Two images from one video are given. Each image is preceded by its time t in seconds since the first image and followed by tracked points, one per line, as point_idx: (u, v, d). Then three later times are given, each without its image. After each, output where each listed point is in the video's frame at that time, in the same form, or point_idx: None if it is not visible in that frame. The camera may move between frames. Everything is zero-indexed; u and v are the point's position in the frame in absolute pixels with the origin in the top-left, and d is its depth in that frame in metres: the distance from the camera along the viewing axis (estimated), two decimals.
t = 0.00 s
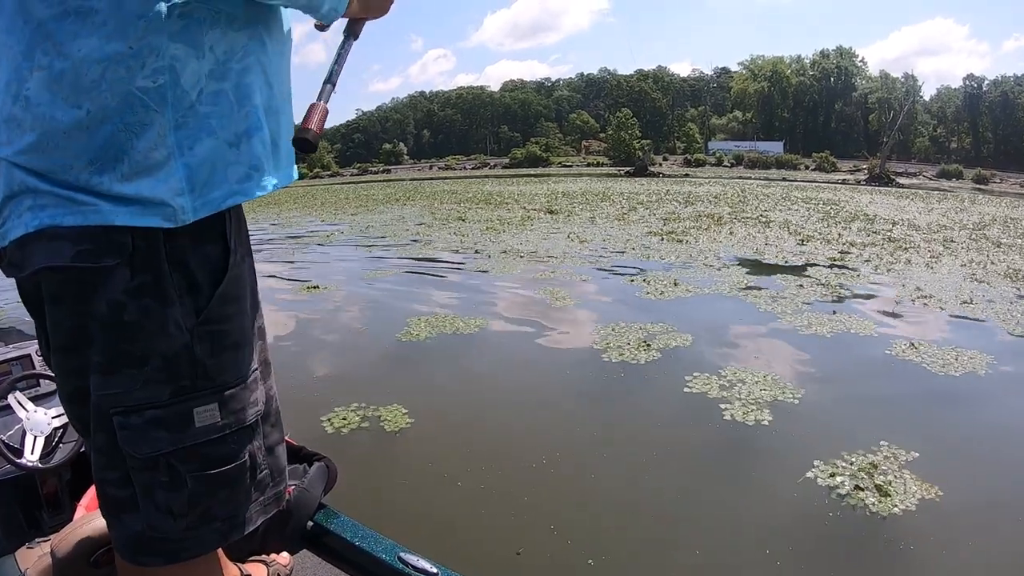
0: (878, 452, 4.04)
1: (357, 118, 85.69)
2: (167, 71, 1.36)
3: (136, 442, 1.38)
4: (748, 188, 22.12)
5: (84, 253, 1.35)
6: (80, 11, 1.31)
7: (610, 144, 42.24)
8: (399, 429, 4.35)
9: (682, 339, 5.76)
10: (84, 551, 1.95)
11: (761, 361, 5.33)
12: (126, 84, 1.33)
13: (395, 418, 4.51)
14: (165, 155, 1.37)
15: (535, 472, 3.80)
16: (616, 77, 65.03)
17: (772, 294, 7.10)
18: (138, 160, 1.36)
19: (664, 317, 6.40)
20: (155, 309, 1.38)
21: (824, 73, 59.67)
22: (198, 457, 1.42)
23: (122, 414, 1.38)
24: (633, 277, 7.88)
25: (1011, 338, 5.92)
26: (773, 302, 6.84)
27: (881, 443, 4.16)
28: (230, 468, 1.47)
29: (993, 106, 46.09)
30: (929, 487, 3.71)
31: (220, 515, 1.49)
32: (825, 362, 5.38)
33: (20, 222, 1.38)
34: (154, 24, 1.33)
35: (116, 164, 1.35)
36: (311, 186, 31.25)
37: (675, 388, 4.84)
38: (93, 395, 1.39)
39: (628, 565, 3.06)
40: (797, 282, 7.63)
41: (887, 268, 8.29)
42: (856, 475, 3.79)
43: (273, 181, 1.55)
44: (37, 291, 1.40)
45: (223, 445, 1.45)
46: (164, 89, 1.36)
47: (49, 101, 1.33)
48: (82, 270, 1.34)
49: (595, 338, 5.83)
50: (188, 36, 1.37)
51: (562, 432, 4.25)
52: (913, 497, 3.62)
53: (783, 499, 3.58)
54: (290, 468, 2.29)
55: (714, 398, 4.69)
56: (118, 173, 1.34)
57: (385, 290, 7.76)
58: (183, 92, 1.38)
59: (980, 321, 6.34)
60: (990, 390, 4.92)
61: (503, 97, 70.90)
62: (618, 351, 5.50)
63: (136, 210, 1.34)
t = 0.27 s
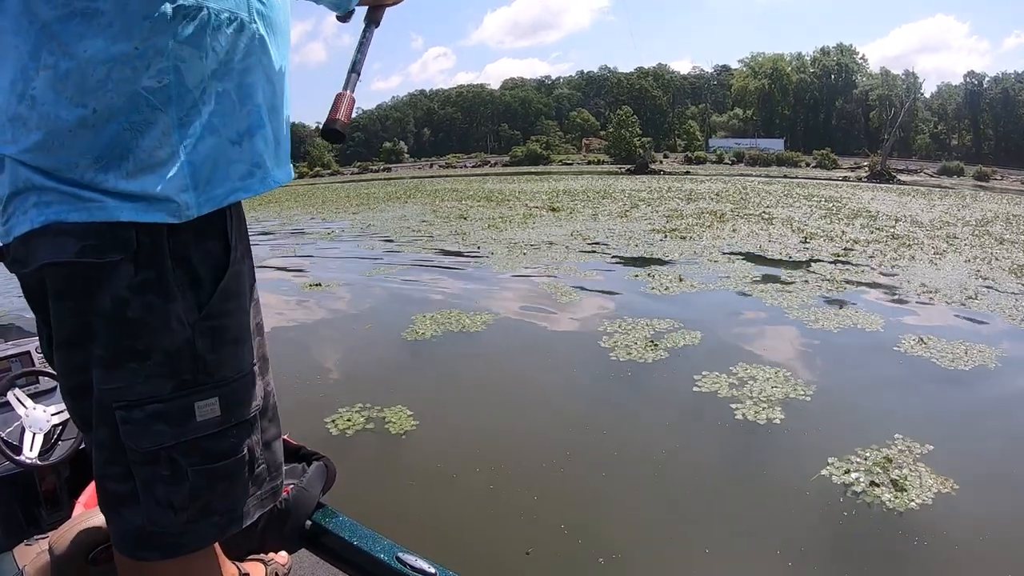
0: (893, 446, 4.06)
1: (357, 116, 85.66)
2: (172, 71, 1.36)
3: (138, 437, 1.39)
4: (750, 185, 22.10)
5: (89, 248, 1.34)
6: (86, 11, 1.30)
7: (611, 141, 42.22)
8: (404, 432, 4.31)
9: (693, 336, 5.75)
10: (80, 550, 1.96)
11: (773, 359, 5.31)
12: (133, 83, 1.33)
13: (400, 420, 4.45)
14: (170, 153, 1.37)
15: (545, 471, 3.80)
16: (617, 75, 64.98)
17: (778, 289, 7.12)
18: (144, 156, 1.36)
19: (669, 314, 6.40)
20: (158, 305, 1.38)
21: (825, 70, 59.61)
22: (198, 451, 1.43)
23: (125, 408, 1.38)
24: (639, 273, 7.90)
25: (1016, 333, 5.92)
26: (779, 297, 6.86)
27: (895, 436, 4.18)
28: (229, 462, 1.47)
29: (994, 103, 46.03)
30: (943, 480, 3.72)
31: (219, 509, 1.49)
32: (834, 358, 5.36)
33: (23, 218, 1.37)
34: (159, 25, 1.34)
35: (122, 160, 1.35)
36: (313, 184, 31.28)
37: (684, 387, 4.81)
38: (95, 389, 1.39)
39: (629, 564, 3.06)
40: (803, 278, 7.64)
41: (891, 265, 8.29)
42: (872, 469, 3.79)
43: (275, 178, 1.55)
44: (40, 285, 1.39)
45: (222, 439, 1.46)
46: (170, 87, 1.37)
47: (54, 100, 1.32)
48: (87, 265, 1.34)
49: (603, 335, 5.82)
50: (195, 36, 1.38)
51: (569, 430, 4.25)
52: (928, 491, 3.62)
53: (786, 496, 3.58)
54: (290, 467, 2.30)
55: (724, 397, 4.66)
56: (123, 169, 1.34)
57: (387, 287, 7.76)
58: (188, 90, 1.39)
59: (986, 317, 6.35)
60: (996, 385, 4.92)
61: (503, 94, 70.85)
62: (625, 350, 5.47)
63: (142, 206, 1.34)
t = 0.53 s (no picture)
0: (902, 449, 4.02)
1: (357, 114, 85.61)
2: (185, 69, 1.37)
3: (141, 432, 1.38)
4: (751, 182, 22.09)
5: (95, 245, 1.34)
6: (99, 10, 1.30)
7: (611, 138, 42.20)
8: (408, 433, 4.29)
9: (698, 337, 5.74)
10: (80, 549, 1.95)
11: (781, 359, 5.28)
12: (146, 81, 1.34)
13: (404, 422, 4.43)
14: (179, 148, 1.38)
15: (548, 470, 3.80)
16: (617, 72, 64.91)
17: (784, 286, 7.13)
18: (152, 151, 1.36)
19: (672, 311, 6.40)
20: (163, 301, 1.38)
21: (825, 67, 59.56)
22: (201, 445, 1.42)
23: (129, 404, 1.38)
24: (643, 271, 7.91)
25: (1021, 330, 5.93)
26: (785, 294, 6.87)
27: (905, 438, 4.16)
28: (231, 457, 1.47)
29: (995, 99, 45.97)
30: (952, 485, 3.67)
31: (220, 504, 1.49)
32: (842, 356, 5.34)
33: (29, 215, 1.36)
34: (173, 25, 1.34)
35: (130, 156, 1.35)
36: (314, 183, 31.28)
37: (692, 388, 4.79)
38: (99, 385, 1.38)
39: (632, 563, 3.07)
40: (807, 275, 7.64)
41: (895, 262, 8.30)
42: (879, 474, 3.74)
43: (279, 173, 1.56)
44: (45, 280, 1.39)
45: (224, 434, 1.45)
46: (180, 84, 1.37)
47: (66, 99, 1.32)
48: (93, 262, 1.34)
49: (610, 335, 5.81)
50: (206, 35, 1.39)
51: (573, 430, 4.24)
52: (937, 497, 3.57)
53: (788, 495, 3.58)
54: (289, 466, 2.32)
55: (733, 398, 4.64)
56: (132, 164, 1.34)
57: (391, 286, 7.76)
58: (197, 86, 1.39)
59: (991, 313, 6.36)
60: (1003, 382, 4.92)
61: (504, 92, 70.80)
62: (632, 350, 5.46)
63: (151, 201, 1.34)
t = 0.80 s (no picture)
0: (908, 460, 3.89)
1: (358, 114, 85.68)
2: (193, 68, 1.38)
3: (148, 432, 1.38)
4: (751, 180, 22.09)
5: (103, 245, 1.32)
6: (110, 9, 1.30)
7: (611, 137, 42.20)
8: (413, 438, 4.25)
9: (704, 338, 5.66)
10: (82, 551, 1.95)
11: (789, 363, 5.20)
12: (157, 79, 1.34)
13: (408, 426, 4.40)
14: (186, 144, 1.39)
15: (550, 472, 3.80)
16: (617, 71, 64.87)
17: (790, 286, 7.10)
18: (160, 148, 1.36)
19: (676, 312, 6.38)
20: (169, 301, 1.38)
21: (825, 64, 59.48)
22: (205, 444, 1.42)
23: (135, 404, 1.38)
24: (648, 271, 7.90)
25: None
26: (792, 294, 6.84)
27: (913, 449, 4.01)
28: (234, 456, 1.47)
29: (994, 97, 45.91)
30: (962, 500, 3.52)
31: (224, 503, 1.49)
32: (852, 361, 5.26)
33: (32, 216, 1.34)
34: (183, 24, 1.35)
35: (138, 153, 1.34)
36: (316, 183, 31.32)
37: (698, 392, 4.71)
38: (105, 385, 1.38)
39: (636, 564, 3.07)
40: (812, 274, 7.62)
41: (899, 261, 8.28)
42: (888, 486, 3.64)
43: (280, 172, 1.58)
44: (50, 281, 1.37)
45: (227, 433, 1.45)
46: (189, 83, 1.38)
47: (76, 97, 1.31)
48: (101, 263, 1.33)
49: (616, 339, 5.72)
50: (213, 36, 1.40)
51: (576, 432, 4.23)
52: (944, 509, 3.45)
53: (790, 496, 3.58)
54: (291, 467, 2.35)
55: (740, 402, 4.56)
56: (141, 160, 1.34)
57: (394, 287, 7.75)
58: (204, 85, 1.40)
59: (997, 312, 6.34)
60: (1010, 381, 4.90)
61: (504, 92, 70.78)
62: (640, 354, 5.38)
63: (161, 198, 1.34)
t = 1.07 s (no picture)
0: (921, 470, 3.81)
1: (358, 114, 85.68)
2: (196, 68, 1.38)
3: (152, 433, 1.36)
4: (753, 181, 22.06)
5: (106, 247, 1.32)
6: (114, 10, 1.29)
7: (611, 137, 42.20)
8: (419, 445, 4.18)
9: (712, 344, 5.56)
10: (85, 552, 1.95)
11: (796, 368, 5.12)
12: (159, 79, 1.34)
13: (415, 433, 4.33)
14: (188, 144, 1.38)
15: (552, 477, 3.77)
16: (617, 71, 64.83)
17: (796, 289, 7.05)
18: (163, 148, 1.35)
19: (680, 315, 6.36)
20: (172, 302, 1.37)
21: (825, 64, 59.41)
22: (208, 445, 1.41)
23: (139, 405, 1.36)
24: (653, 273, 7.87)
25: None
26: (797, 298, 6.78)
27: (922, 459, 3.92)
28: (236, 456, 1.46)
29: (995, 96, 45.87)
30: (977, 508, 3.47)
31: (226, 503, 1.48)
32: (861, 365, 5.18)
33: (34, 219, 1.33)
34: (186, 25, 1.35)
35: (141, 152, 1.33)
36: (317, 183, 31.31)
37: (706, 400, 4.62)
38: (108, 386, 1.37)
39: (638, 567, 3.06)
40: (817, 276, 7.59)
41: (903, 262, 8.25)
42: (902, 496, 3.57)
43: (278, 172, 1.58)
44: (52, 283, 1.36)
45: (230, 433, 1.45)
46: (192, 84, 1.38)
47: (80, 98, 1.30)
48: (104, 264, 1.32)
49: (620, 347, 5.59)
50: (215, 38, 1.40)
51: (578, 435, 4.21)
52: (960, 518, 3.40)
53: (792, 499, 3.57)
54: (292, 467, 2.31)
55: (748, 410, 4.47)
56: (144, 160, 1.33)
57: (396, 289, 7.73)
58: (206, 86, 1.40)
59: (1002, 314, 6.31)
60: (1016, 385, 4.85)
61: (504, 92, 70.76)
62: (647, 360, 5.27)
63: (164, 198, 1.33)
